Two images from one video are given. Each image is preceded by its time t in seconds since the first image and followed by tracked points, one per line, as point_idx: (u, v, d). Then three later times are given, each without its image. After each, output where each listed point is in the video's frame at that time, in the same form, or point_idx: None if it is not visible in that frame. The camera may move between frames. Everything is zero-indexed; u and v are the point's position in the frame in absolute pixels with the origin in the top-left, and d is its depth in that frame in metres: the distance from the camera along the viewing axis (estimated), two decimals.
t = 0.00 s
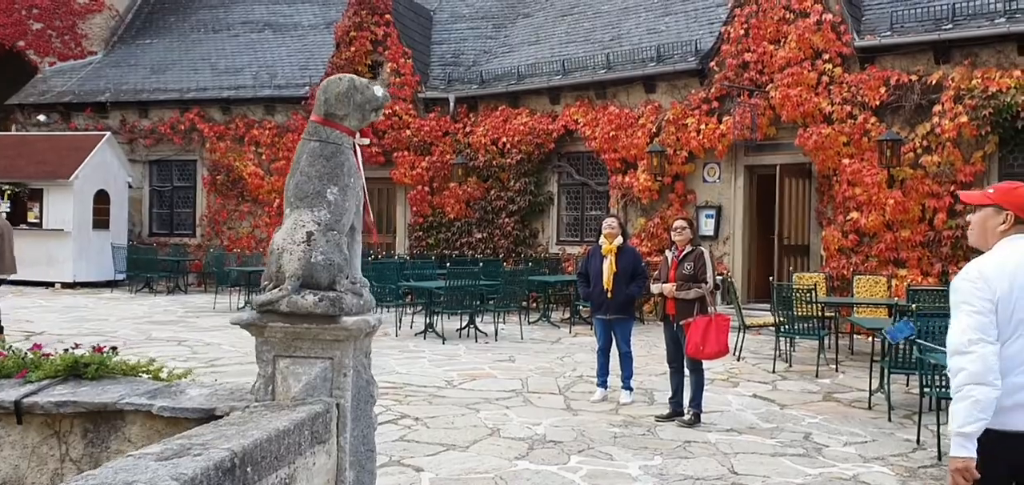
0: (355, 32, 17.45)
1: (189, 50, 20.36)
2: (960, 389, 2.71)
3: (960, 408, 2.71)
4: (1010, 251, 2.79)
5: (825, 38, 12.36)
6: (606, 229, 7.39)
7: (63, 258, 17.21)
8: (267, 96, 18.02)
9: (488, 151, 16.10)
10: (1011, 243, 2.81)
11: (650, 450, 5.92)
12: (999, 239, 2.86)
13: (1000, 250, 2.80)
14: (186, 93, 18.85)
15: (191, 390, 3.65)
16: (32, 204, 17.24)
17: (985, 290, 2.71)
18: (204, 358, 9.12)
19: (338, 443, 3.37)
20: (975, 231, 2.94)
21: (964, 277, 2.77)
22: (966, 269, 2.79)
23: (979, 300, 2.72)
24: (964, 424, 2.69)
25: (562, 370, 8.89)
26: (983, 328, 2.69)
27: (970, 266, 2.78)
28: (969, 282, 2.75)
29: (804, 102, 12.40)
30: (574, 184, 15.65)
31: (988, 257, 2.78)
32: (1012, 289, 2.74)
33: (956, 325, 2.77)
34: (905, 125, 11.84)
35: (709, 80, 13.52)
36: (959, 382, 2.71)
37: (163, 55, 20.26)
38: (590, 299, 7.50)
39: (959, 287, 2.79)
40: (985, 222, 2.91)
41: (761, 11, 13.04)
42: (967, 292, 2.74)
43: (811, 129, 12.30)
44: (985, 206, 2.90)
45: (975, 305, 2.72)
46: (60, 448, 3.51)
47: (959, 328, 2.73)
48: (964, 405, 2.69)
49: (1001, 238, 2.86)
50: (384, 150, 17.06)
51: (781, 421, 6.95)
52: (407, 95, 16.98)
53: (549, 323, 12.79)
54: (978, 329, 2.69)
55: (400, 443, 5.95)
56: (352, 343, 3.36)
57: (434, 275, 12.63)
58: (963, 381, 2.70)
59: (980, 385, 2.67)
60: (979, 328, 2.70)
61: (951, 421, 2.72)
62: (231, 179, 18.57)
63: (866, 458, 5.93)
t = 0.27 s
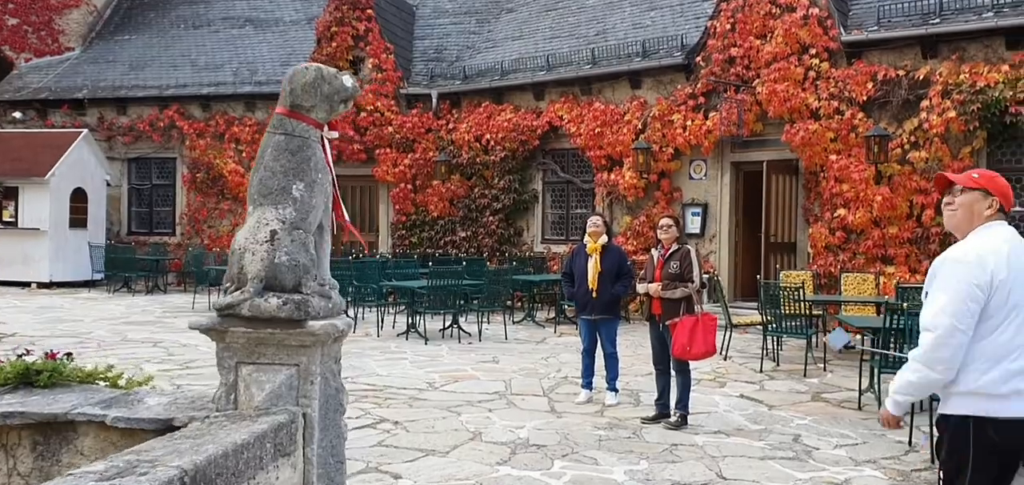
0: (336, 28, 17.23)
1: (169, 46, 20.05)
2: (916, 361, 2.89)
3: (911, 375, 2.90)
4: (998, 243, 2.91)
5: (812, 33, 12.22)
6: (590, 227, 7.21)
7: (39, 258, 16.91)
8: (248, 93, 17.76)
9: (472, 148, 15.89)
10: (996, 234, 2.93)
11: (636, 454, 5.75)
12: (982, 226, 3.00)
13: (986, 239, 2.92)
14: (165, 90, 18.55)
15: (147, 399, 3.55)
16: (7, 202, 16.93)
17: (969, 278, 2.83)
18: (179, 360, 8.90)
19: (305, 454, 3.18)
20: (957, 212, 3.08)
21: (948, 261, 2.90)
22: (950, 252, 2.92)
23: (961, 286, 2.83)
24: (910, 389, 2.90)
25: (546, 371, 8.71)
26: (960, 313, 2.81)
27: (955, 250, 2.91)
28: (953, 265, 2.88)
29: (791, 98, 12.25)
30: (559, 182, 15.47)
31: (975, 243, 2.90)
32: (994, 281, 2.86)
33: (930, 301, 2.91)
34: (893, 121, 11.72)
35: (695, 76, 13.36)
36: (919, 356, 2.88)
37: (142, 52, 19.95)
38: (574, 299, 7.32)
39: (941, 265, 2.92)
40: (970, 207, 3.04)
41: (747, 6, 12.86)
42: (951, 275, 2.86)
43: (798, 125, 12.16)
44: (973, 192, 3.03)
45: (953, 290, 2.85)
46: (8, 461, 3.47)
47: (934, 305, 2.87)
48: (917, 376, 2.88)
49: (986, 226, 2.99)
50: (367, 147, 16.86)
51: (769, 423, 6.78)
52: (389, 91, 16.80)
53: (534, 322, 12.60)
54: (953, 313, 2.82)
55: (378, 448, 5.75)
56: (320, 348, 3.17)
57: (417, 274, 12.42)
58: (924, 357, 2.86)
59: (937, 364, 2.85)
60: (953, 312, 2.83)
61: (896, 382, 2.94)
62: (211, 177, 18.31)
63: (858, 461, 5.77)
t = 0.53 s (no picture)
0: (302, 24, 17.00)
1: (131, 41, 19.62)
2: (895, 352, 3.00)
3: (891, 364, 3.00)
4: (969, 243, 3.09)
5: (783, 30, 12.13)
6: (561, 224, 7.05)
7: None
8: (212, 89, 17.42)
9: (440, 145, 15.67)
10: (963, 235, 3.13)
11: (608, 457, 5.58)
12: (945, 227, 3.18)
13: (958, 239, 3.09)
14: (127, 86, 18.13)
15: (86, 404, 3.38)
16: None
17: (954, 275, 2.97)
18: (136, 363, 8.61)
19: (257, 463, 3.09)
20: (921, 211, 3.24)
21: (928, 258, 3.04)
22: (927, 249, 3.06)
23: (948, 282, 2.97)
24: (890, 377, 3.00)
25: (515, 372, 8.52)
26: (946, 308, 2.94)
27: (934, 247, 3.05)
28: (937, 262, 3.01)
29: (762, 96, 12.15)
30: (529, 180, 15.29)
31: (949, 241, 3.06)
32: (972, 279, 3.03)
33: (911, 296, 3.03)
34: (863, 119, 11.67)
35: (665, 73, 13.24)
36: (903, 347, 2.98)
37: (103, 47, 19.52)
38: (545, 298, 7.13)
39: (920, 260, 3.05)
40: (936, 208, 3.22)
41: (717, 3, 12.74)
42: (937, 271, 2.99)
43: (769, 123, 12.06)
44: (939, 195, 3.22)
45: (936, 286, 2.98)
46: None
47: (917, 300, 3.00)
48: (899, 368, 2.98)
49: (951, 226, 3.18)
50: (333, 145, 16.74)
51: (743, 424, 6.64)
52: (355, 87, 16.66)
53: (504, 322, 12.40)
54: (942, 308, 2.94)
55: (340, 453, 5.53)
56: (271, 350, 3.09)
57: (384, 274, 12.18)
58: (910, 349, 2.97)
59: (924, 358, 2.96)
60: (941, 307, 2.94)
61: (872, 370, 3.02)
62: (174, 175, 17.93)
63: (834, 463, 5.64)
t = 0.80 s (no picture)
0: (271, 22, 16.74)
1: (95, 41, 19.19)
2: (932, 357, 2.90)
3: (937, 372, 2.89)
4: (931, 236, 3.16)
5: (757, 28, 12.01)
6: (536, 225, 6.89)
7: None
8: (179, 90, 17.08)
9: (413, 145, 15.43)
10: (923, 227, 3.18)
11: (587, 466, 5.39)
12: (904, 221, 3.22)
13: (924, 232, 3.14)
14: (91, 86, 17.72)
15: (24, 423, 3.25)
16: None
17: (935, 268, 3.02)
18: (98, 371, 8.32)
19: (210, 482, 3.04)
20: (881, 206, 3.25)
21: (908, 252, 3.04)
22: (905, 243, 3.07)
23: (933, 277, 3.00)
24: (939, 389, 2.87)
25: (490, 377, 8.32)
26: (939, 302, 2.96)
27: (909, 241, 3.07)
28: (918, 257, 3.02)
29: (737, 94, 12.02)
30: (503, 180, 15.10)
31: (918, 235, 3.10)
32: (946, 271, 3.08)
33: (906, 294, 2.99)
34: (839, 117, 11.59)
35: (640, 71, 13.09)
36: (922, 347, 2.91)
37: (67, 47, 19.10)
38: (520, 301, 6.93)
39: (902, 257, 3.04)
40: (895, 203, 3.25)
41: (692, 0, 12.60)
42: (921, 266, 3.01)
43: (744, 122, 11.93)
44: (897, 189, 3.25)
45: (924, 280, 2.99)
46: None
47: (914, 296, 2.97)
48: (932, 371, 2.88)
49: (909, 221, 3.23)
50: (304, 145, 16.55)
51: (724, 428, 6.48)
52: (326, 87, 16.45)
53: (479, 325, 12.18)
54: (936, 303, 2.96)
55: (308, 465, 5.30)
56: (224, 364, 3.03)
57: (355, 277, 11.93)
58: (930, 349, 2.90)
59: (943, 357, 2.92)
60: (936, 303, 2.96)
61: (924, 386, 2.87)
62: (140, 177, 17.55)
63: (818, 469, 5.48)
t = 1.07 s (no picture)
0: (244, 24, 16.48)
1: (65, 45, 18.82)
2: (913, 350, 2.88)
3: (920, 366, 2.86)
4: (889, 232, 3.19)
5: (737, 24, 11.86)
6: (515, 225, 6.70)
7: None
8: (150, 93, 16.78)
9: (390, 146, 15.20)
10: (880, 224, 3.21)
11: (568, 474, 5.20)
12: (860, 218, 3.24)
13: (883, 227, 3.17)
14: (61, 91, 17.35)
15: None
16: None
17: (900, 262, 3.04)
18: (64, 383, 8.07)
19: None
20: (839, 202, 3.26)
21: (872, 246, 3.04)
22: (870, 238, 3.07)
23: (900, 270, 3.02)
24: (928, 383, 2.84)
25: (469, 381, 8.13)
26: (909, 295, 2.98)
27: (873, 237, 3.08)
28: (883, 251, 3.03)
29: (717, 91, 11.86)
30: (482, 181, 14.90)
31: (879, 230, 3.12)
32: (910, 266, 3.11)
33: (876, 288, 2.99)
34: (820, 113, 11.45)
35: (619, 69, 12.93)
36: (902, 339, 2.89)
37: (36, 51, 18.74)
38: (498, 303, 6.72)
39: (867, 252, 3.04)
40: (852, 200, 3.27)
41: None
42: (889, 260, 3.02)
43: (725, 119, 11.78)
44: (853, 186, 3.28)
45: (891, 275, 3.01)
46: None
47: (884, 290, 2.97)
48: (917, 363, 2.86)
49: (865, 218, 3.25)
50: (279, 148, 16.31)
51: (709, 431, 6.30)
52: (301, 88, 16.22)
53: (458, 328, 11.97)
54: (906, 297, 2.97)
55: (278, 479, 5.08)
56: (169, 378, 3.16)
57: (331, 281, 11.69)
58: (911, 340, 2.89)
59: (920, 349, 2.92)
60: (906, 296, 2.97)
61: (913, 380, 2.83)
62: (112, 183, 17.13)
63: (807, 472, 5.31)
